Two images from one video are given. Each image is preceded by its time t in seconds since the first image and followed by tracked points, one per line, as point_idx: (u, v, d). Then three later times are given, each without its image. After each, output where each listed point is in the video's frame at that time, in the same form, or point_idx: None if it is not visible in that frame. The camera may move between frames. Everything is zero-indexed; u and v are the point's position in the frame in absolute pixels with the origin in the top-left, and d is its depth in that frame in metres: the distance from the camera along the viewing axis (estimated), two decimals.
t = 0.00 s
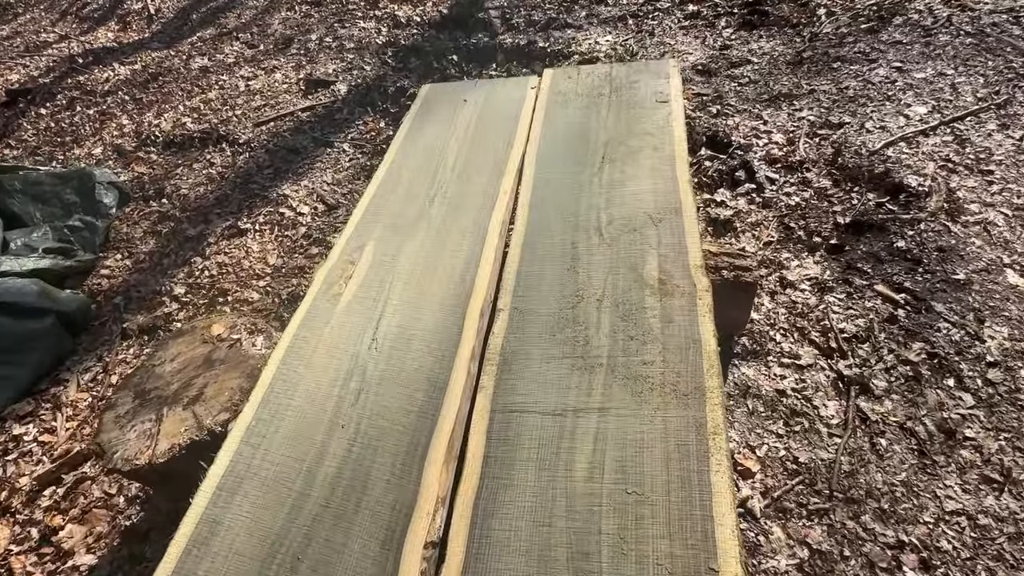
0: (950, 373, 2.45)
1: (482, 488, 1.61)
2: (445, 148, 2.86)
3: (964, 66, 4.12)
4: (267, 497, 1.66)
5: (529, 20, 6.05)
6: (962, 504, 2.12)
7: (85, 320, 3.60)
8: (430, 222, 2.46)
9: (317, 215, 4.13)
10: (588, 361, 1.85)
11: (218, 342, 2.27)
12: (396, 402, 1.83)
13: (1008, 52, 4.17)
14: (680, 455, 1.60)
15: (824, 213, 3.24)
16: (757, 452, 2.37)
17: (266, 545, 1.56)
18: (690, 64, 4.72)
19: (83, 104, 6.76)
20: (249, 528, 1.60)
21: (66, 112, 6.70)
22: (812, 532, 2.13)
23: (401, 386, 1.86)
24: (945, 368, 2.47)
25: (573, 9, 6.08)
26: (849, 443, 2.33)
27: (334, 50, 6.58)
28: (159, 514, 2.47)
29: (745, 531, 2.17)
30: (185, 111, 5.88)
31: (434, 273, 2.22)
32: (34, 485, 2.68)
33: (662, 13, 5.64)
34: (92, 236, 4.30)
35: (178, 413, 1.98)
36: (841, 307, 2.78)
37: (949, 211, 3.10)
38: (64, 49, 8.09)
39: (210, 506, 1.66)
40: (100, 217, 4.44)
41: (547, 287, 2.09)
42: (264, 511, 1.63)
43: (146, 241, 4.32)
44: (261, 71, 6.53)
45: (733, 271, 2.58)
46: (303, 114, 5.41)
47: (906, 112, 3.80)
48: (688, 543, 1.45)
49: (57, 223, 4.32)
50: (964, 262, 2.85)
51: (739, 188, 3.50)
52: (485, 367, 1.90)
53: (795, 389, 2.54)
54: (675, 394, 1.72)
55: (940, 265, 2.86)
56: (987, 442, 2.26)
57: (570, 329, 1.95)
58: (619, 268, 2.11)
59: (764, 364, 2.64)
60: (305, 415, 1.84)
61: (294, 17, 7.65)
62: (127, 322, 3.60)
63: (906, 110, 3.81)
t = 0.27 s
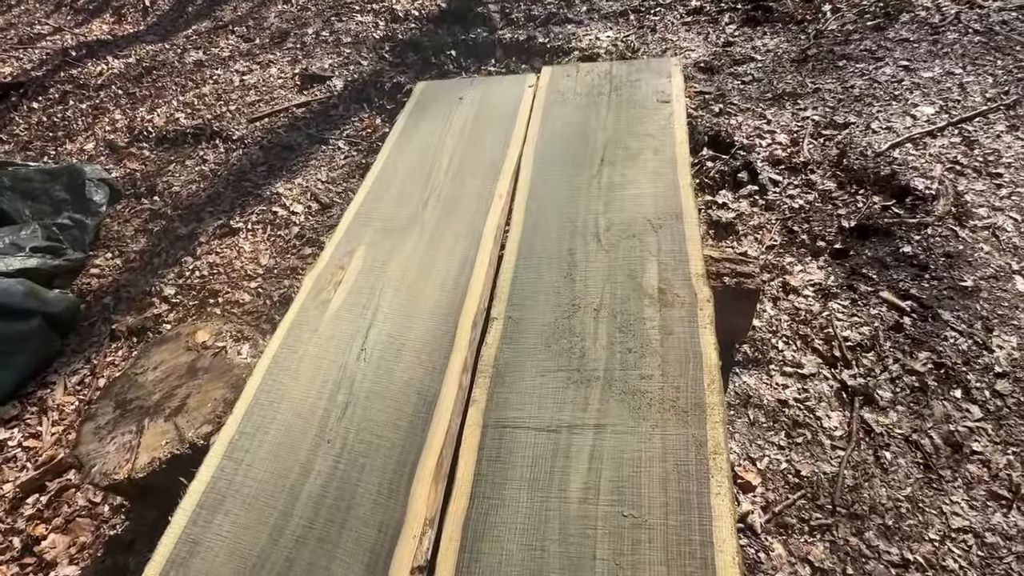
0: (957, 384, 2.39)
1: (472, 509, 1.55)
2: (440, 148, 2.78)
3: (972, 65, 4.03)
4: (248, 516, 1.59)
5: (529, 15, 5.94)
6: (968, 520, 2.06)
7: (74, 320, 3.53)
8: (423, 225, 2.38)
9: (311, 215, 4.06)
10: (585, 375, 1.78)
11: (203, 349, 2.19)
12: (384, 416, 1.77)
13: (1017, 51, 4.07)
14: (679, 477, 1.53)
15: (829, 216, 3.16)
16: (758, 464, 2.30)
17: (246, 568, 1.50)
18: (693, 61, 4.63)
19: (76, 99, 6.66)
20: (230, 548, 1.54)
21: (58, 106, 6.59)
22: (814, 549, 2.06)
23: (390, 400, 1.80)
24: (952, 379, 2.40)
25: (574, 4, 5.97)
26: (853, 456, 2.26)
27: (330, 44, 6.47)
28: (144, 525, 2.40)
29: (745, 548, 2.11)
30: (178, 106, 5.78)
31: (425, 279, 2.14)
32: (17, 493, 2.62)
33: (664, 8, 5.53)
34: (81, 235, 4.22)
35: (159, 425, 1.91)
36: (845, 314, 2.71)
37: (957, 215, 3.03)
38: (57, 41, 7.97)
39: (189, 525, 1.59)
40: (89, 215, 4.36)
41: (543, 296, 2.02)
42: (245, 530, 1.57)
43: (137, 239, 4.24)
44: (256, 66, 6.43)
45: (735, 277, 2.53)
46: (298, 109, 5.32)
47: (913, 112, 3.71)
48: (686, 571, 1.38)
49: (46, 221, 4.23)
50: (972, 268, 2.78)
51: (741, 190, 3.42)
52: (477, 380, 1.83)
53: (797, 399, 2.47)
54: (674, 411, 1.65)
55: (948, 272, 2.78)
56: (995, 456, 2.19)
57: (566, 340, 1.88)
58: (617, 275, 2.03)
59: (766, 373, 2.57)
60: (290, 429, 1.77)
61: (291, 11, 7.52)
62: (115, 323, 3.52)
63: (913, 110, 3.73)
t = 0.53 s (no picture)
0: (964, 405, 2.31)
1: (460, 546, 1.49)
2: (434, 155, 2.70)
3: (983, 68, 3.93)
4: (228, 549, 1.54)
5: (529, 12, 5.82)
6: (975, 549, 2.00)
7: (61, 326, 3.47)
8: (416, 238, 2.30)
9: (304, 219, 3.98)
10: (580, 402, 1.71)
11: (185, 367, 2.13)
12: (370, 444, 1.70)
13: None
14: (677, 514, 1.46)
15: (833, 226, 3.07)
16: (759, 487, 2.24)
17: None
18: (695, 62, 4.52)
19: (69, 95, 6.56)
20: None
21: (51, 102, 6.49)
22: None
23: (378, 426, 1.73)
24: (960, 400, 2.33)
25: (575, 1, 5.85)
26: (857, 480, 2.19)
27: (327, 40, 6.36)
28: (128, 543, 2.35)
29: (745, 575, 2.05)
30: (172, 103, 5.68)
31: (416, 296, 2.07)
32: None
33: (667, 6, 5.41)
34: (71, 237, 4.14)
35: (137, 449, 1.86)
36: (850, 329, 2.64)
37: (966, 226, 2.94)
38: (51, 35, 7.85)
39: (167, 558, 1.54)
40: (79, 216, 4.26)
41: (537, 316, 1.95)
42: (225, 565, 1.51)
43: (127, 242, 4.16)
44: (252, 62, 6.32)
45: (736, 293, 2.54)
46: (293, 109, 5.22)
47: (921, 117, 3.62)
48: None
49: (35, 223, 4.16)
50: (981, 283, 2.70)
51: (744, 197, 3.33)
52: (468, 406, 1.76)
53: (800, 419, 2.40)
54: (672, 443, 1.58)
55: (956, 286, 2.70)
56: (1004, 482, 2.12)
57: (561, 364, 1.80)
58: (615, 295, 1.96)
59: (768, 391, 2.50)
60: (273, 455, 1.71)
61: (287, 6, 7.40)
62: (104, 330, 3.45)
63: (921, 115, 3.63)
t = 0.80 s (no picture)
0: (967, 430, 2.25)
1: None
2: (424, 165, 2.61)
3: (989, 74, 3.83)
4: None
5: (527, 10, 5.71)
6: None
7: (46, 335, 3.41)
8: (403, 254, 2.23)
9: (295, 225, 3.90)
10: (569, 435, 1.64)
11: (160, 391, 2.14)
12: (350, 477, 1.64)
13: None
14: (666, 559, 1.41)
15: (834, 239, 3.00)
16: (755, 514, 2.18)
17: None
18: (696, 65, 4.43)
19: (60, 92, 6.45)
20: None
21: (40, 99, 6.38)
22: None
23: (358, 458, 1.67)
24: (963, 424, 2.26)
25: None
26: (856, 507, 2.13)
27: (321, 38, 6.24)
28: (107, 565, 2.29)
29: None
30: (162, 102, 5.58)
31: (402, 317, 2.00)
32: None
33: (668, 5, 5.30)
34: (58, 241, 4.05)
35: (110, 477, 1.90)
36: (850, 348, 2.57)
37: (971, 241, 2.87)
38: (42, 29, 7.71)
39: None
40: (66, 220, 4.17)
41: (526, 340, 1.88)
42: None
43: (115, 247, 4.06)
44: (245, 60, 6.20)
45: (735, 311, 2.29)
46: (286, 109, 5.12)
47: (925, 125, 3.53)
48: None
49: (22, 226, 4.08)
50: (985, 300, 2.63)
51: (743, 208, 3.25)
52: (453, 437, 1.69)
53: (797, 442, 2.34)
54: (663, 482, 1.52)
55: (960, 304, 2.63)
56: (1007, 511, 2.06)
57: (550, 393, 1.73)
58: (607, 319, 1.89)
59: (764, 412, 2.44)
60: (249, 488, 1.64)
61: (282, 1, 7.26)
62: (89, 339, 3.38)
63: (926, 123, 3.54)
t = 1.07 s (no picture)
0: (973, 454, 2.17)
1: None
2: (412, 173, 2.50)
3: (998, 77, 3.72)
4: None
5: (524, 6, 5.56)
6: None
7: (24, 342, 3.31)
8: (388, 269, 2.13)
9: (283, 229, 3.80)
10: (558, 471, 1.56)
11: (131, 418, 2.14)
12: (327, 513, 1.57)
13: None
14: None
15: (837, 250, 2.90)
16: (752, 541, 2.10)
17: None
18: (696, 65, 4.31)
19: (45, 86, 6.29)
20: None
21: (26, 94, 6.23)
22: None
23: (336, 494, 1.60)
24: (969, 448, 2.18)
25: None
26: (858, 535, 2.05)
27: (314, 33, 6.09)
28: None
29: None
30: (150, 99, 5.44)
31: (384, 339, 1.91)
32: None
33: (669, 2, 5.16)
34: (39, 244, 3.94)
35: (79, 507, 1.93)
36: (852, 366, 2.48)
37: (978, 253, 2.77)
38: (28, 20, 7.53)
39: None
40: (48, 221, 4.05)
41: (515, 365, 1.79)
42: None
43: (98, 250, 3.95)
44: (235, 55, 6.05)
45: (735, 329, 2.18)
46: (275, 107, 4.99)
47: (932, 130, 3.42)
48: None
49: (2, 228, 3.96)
50: (993, 316, 2.54)
51: (743, 216, 3.15)
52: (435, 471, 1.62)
53: (797, 465, 2.25)
54: (655, 524, 1.46)
55: (966, 319, 2.54)
56: (1014, 541, 1.98)
57: (538, 424, 1.65)
58: (599, 344, 1.81)
59: (763, 432, 2.36)
60: (220, 526, 1.56)
61: None
62: (69, 347, 3.29)
63: (932, 128, 3.44)
